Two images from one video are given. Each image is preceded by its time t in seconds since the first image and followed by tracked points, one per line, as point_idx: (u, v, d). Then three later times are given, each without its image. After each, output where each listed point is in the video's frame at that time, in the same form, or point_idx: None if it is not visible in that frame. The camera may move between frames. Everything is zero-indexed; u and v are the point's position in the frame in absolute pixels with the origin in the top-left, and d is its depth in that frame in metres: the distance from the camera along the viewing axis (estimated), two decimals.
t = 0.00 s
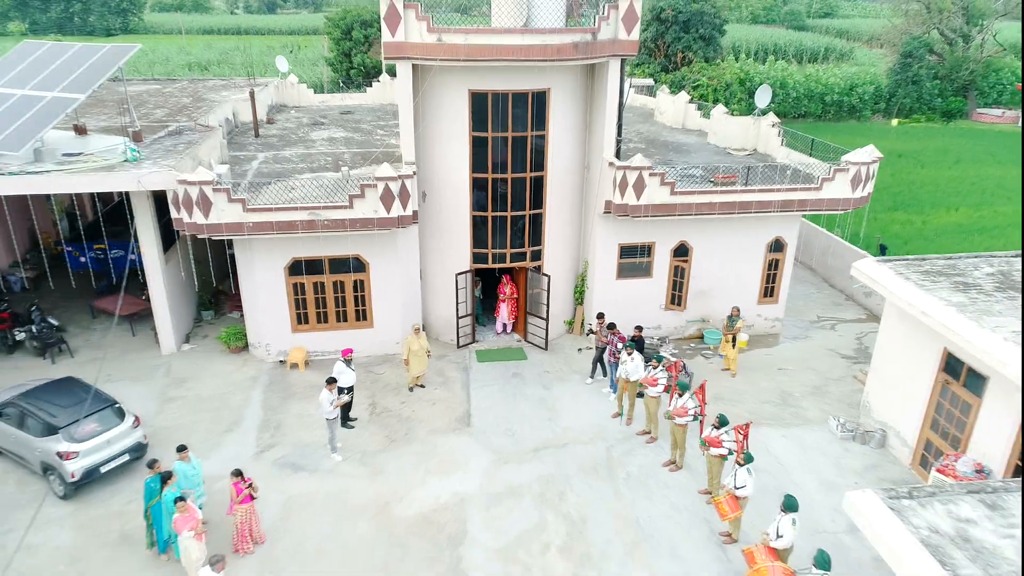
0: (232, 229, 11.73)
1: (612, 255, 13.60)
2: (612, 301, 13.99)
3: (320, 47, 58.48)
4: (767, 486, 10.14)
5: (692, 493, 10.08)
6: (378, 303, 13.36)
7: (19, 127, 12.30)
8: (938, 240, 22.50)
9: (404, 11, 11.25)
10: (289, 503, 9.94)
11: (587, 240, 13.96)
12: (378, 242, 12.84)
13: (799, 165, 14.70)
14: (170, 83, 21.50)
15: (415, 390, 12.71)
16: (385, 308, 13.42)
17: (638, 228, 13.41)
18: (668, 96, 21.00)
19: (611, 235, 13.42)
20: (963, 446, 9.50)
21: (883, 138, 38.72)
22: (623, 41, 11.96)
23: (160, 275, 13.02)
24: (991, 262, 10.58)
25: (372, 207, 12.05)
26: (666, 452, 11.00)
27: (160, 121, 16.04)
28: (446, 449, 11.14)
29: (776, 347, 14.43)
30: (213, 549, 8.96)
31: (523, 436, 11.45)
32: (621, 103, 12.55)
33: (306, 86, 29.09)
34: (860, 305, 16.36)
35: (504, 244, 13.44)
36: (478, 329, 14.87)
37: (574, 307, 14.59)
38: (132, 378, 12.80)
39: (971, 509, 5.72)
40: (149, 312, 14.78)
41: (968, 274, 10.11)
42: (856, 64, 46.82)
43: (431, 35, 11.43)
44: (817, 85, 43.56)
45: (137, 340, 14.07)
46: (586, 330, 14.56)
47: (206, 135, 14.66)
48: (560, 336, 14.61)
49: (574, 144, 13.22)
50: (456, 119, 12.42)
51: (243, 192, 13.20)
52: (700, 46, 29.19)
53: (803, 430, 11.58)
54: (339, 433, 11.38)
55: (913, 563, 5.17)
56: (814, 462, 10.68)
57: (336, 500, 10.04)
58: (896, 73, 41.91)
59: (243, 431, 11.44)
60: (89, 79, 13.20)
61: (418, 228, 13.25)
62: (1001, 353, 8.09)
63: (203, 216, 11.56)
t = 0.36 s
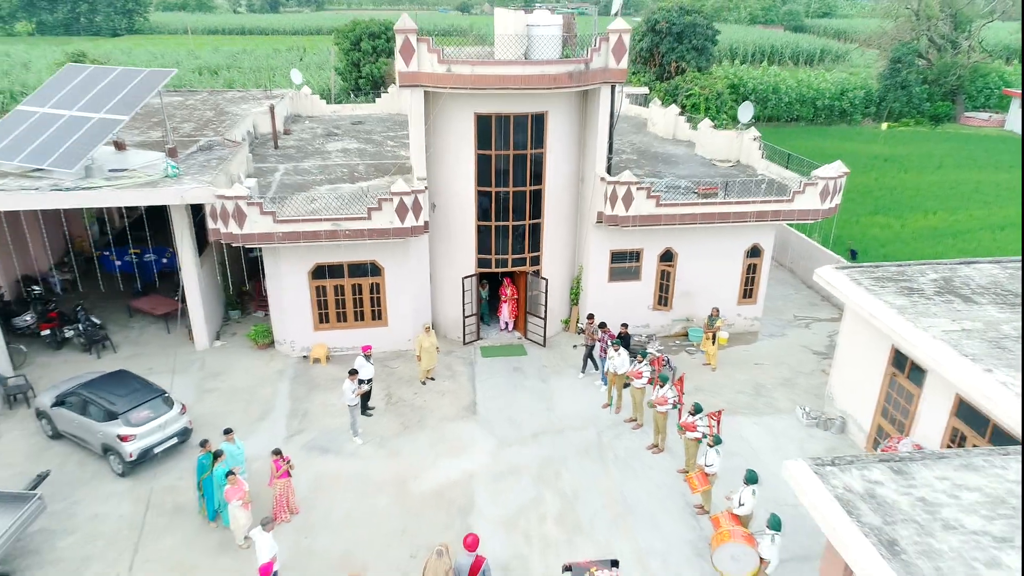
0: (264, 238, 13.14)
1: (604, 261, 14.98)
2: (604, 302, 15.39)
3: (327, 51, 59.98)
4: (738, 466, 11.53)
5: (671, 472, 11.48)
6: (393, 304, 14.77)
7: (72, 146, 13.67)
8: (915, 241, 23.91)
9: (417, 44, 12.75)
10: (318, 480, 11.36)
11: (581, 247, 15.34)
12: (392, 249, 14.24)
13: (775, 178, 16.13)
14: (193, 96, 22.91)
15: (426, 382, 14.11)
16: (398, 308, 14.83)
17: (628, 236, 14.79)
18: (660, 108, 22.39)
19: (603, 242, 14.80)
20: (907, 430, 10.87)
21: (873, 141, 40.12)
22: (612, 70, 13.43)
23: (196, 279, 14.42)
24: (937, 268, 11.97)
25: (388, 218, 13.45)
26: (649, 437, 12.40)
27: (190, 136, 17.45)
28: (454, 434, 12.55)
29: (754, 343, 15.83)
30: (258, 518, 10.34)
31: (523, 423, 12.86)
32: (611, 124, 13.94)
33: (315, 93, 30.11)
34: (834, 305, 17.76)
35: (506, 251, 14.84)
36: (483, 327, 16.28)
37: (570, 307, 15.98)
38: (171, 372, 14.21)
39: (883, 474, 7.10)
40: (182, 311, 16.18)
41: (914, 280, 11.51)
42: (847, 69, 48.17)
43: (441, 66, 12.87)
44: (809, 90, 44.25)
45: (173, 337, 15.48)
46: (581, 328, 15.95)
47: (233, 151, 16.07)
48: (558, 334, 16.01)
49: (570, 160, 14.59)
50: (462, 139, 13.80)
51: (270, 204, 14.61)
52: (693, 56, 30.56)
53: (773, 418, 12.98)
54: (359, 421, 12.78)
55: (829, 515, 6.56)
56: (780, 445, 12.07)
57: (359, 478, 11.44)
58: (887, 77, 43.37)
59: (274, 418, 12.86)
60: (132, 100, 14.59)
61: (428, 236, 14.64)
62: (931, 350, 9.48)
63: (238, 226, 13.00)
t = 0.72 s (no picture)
0: (290, 244, 14.62)
1: (597, 264, 16.43)
2: (598, 301, 16.86)
3: (333, 53, 61.33)
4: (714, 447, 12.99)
5: (655, 453, 12.95)
6: (405, 302, 16.26)
7: (115, 160, 15.21)
8: (894, 244, 25.32)
9: (429, 71, 14.16)
10: (342, 459, 12.84)
11: (577, 251, 16.79)
12: (405, 253, 15.71)
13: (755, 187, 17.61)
14: (212, 105, 24.33)
15: (436, 373, 15.60)
16: (410, 306, 16.31)
17: (619, 241, 16.25)
18: (652, 119, 23.78)
19: (596, 246, 16.26)
20: (861, 414, 12.32)
21: (862, 145, 41.45)
22: (603, 92, 14.94)
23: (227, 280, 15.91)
24: (892, 272, 13.43)
25: (402, 226, 14.92)
26: (636, 423, 13.88)
27: (216, 147, 18.89)
28: (462, 419, 14.03)
29: (735, 339, 17.31)
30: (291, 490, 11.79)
31: (523, 409, 14.34)
32: (604, 139, 15.39)
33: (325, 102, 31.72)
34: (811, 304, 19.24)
35: (508, 254, 16.31)
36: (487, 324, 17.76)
37: (566, 306, 17.44)
38: (204, 364, 15.67)
39: (821, 446, 8.57)
40: (210, 309, 17.64)
41: (869, 282, 12.97)
42: (839, 74, 49.60)
43: (450, 89, 14.32)
44: (801, 95, 45.93)
45: (203, 332, 16.94)
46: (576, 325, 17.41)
47: (258, 162, 17.53)
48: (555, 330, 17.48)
49: (566, 172, 16.03)
50: (469, 154, 15.25)
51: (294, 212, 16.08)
52: (687, 65, 31.96)
53: (748, 405, 14.46)
54: (376, 408, 14.25)
55: (773, 478, 8.04)
56: (752, 429, 13.55)
57: (378, 457, 12.92)
58: (877, 83, 44.53)
59: (300, 405, 14.34)
60: (168, 117, 16.05)
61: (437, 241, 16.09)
62: (875, 344, 10.95)
63: (267, 233, 14.48)
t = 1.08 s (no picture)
0: (313, 248, 16.20)
1: (591, 266, 17.99)
2: (592, 299, 18.42)
3: (339, 56, 62.78)
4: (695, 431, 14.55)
5: (642, 435, 14.51)
6: (416, 300, 17.86)
7: (154, 171, 16.81)
8: (873, 246, 26.84)
9: (439, 92, 15.74)
10: (363, 439, 14.44)
11: (573, 253, 18.35)
12: (417, 257, 17.29)
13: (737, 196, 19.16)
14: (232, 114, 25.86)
15: (444, 365, 17.19)
16: (421, 304, 17.91)
17: (612, 245, 17.81)
18: (645, 128, 25.31)
19: (590, 250, 17.82)
20: (824, 399, 13.77)
21: (850, 148, 42.89)
22: (596, 111, 16.51)
23: (254, 280, 17.51)
24: (854, 274, 15.00)
25: (414, 232, 16.50)
26: (625, 409, 15.44)
27: (240, 157, 20.46)
28: (470, 405, 15.63)
29: (718, 334, 18.91)
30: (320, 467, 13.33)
31: (524, 397, 15.93)
32: (597, 153, 16.95)
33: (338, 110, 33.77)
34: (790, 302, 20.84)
35: (510, 257, 17.90)
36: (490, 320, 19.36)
37: (563, 304, 19.02)
38: (234, 356, 17.25)
39: (775, 424, 10.16)
40: (237, 306, 19.21)
41: (832, 284, 14.54)
42: (831, 79, 51.13)
43: (458, 109, 15.89)
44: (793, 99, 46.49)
45: (231, 328, 18.51)
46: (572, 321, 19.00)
47: (281, 172, 19.10)
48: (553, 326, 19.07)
49: (563, 182, 17.58)
50: (474, 166, 16.81)
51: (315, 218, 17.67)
52: (680, 74, 33.51)
53: (727, 394, 16.06)
54: (392, 395, 15.84)
55: (733, 449, 9.61)
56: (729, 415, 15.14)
57: (395, 439, 14.50)
58: (866, 87, 45.84)
59: (323, 392, 15.94)
60: (201, 132, 17.67)
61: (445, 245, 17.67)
62: (832, 338, 12.52)
63: (293, 238, 16.07)
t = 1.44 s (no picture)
0: (334, 251, 17.86)
1: (586, 267, 19.63)
2: (588, 298, 20.07)
3: (346, 60, 64.73)
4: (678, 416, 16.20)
5: (631, 420, 16.16)
6: (426, 298, 19.51)
7: (189, 180, 18.50)
8: (853, 246, 28.59)
9: (448, 111, 17.39)
10: (381, 423, 16.10)
11: (570, 255, 19.99)
12: (427, 259, 18.94)
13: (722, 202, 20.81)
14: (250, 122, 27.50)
15: (453, 357, 18.85)
16: (430, 302, 19.56)
17: (605, 249, 19.45)
18: (639, 137, 26.95)
19: (586, 252, 19.45)
20: (794, 386, 15.33)
21: (839, 151, 44.55)
22: (590, 126, 18.14)
23: (279, 280, 19.17)
24: (822, 275, 16.67)
25: (426, 236, 18.15)
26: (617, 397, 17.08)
27: (263, 165, 22.14)
28: (476, 393, 17.29)
29: (704, 329, 20.59)
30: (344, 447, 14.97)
31: (526, 386, 17.60)
32: (592, 165, 18.58)
33: (347, 116, 35.52)
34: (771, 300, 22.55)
35: (512, 259, 19.56)
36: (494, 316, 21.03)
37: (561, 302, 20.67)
38: (261, 349, 18.92)
39: (740, 406, 11.81)
40: (261, 303, 20.87)
41: (802, 284, 16.19)
42: (822, 83, 52.90)
43: (465, 126, 17.53)
44: (783, 103, 48.11)
45: (256, 323, 20.17)
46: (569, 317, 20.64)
47: (301, 180, 20.78)
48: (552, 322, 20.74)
49: (561, 190, 19.20)
50: (480, 177, 18.46)
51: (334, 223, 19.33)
52: (674, 82, 35.23)
53: (709, 383, 17.74)
54: (406, 385, 17.51)
55: (703, 427, 11.27)
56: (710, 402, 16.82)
57: (410, 422, 16.17)
58: (856, 92, 48.60)
59: (344, 381, 17.61)
60: (230, 145, 19.51)
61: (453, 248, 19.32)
62: (797, 333, 14.18)
63: (316, 243, 17.72)
